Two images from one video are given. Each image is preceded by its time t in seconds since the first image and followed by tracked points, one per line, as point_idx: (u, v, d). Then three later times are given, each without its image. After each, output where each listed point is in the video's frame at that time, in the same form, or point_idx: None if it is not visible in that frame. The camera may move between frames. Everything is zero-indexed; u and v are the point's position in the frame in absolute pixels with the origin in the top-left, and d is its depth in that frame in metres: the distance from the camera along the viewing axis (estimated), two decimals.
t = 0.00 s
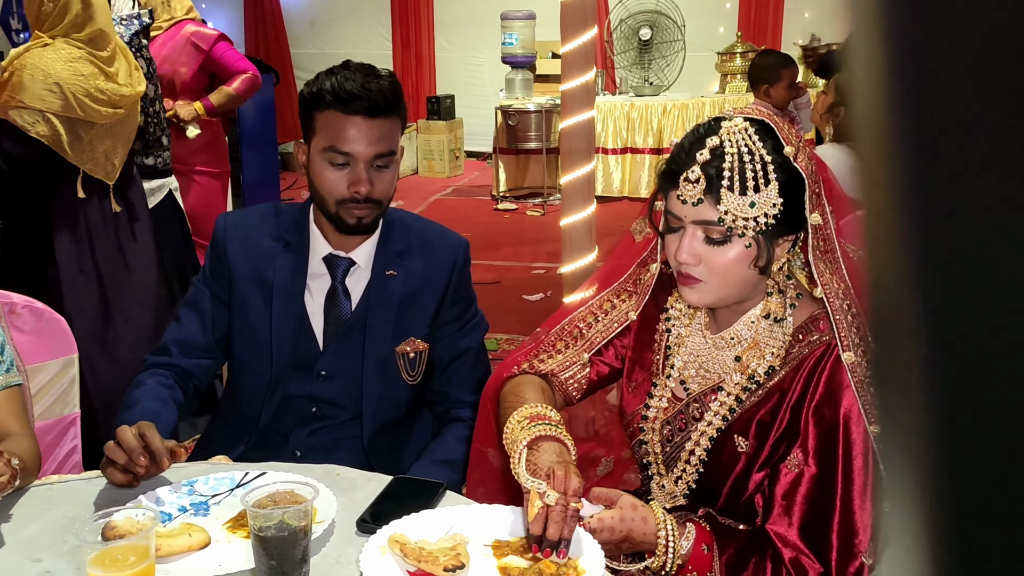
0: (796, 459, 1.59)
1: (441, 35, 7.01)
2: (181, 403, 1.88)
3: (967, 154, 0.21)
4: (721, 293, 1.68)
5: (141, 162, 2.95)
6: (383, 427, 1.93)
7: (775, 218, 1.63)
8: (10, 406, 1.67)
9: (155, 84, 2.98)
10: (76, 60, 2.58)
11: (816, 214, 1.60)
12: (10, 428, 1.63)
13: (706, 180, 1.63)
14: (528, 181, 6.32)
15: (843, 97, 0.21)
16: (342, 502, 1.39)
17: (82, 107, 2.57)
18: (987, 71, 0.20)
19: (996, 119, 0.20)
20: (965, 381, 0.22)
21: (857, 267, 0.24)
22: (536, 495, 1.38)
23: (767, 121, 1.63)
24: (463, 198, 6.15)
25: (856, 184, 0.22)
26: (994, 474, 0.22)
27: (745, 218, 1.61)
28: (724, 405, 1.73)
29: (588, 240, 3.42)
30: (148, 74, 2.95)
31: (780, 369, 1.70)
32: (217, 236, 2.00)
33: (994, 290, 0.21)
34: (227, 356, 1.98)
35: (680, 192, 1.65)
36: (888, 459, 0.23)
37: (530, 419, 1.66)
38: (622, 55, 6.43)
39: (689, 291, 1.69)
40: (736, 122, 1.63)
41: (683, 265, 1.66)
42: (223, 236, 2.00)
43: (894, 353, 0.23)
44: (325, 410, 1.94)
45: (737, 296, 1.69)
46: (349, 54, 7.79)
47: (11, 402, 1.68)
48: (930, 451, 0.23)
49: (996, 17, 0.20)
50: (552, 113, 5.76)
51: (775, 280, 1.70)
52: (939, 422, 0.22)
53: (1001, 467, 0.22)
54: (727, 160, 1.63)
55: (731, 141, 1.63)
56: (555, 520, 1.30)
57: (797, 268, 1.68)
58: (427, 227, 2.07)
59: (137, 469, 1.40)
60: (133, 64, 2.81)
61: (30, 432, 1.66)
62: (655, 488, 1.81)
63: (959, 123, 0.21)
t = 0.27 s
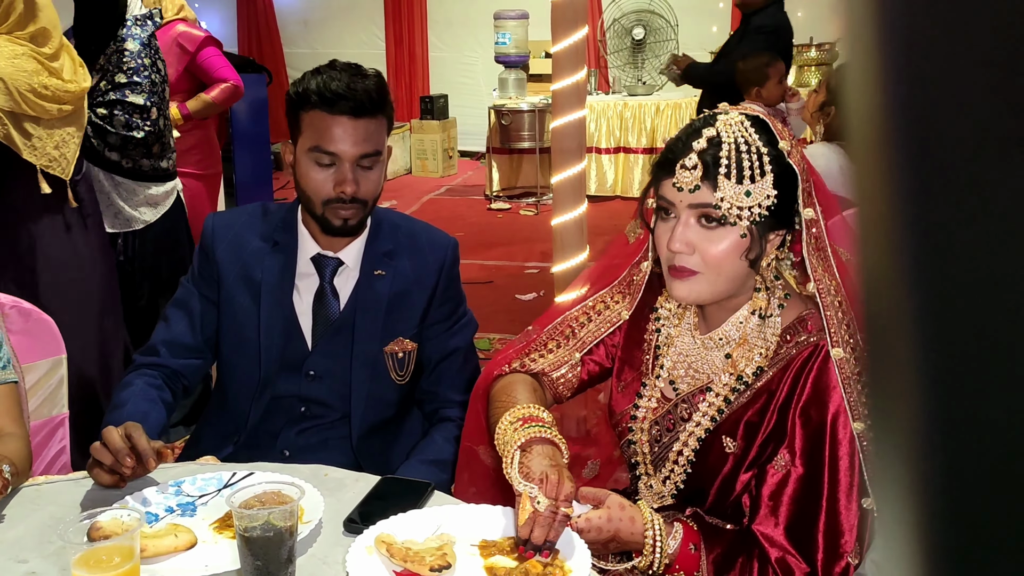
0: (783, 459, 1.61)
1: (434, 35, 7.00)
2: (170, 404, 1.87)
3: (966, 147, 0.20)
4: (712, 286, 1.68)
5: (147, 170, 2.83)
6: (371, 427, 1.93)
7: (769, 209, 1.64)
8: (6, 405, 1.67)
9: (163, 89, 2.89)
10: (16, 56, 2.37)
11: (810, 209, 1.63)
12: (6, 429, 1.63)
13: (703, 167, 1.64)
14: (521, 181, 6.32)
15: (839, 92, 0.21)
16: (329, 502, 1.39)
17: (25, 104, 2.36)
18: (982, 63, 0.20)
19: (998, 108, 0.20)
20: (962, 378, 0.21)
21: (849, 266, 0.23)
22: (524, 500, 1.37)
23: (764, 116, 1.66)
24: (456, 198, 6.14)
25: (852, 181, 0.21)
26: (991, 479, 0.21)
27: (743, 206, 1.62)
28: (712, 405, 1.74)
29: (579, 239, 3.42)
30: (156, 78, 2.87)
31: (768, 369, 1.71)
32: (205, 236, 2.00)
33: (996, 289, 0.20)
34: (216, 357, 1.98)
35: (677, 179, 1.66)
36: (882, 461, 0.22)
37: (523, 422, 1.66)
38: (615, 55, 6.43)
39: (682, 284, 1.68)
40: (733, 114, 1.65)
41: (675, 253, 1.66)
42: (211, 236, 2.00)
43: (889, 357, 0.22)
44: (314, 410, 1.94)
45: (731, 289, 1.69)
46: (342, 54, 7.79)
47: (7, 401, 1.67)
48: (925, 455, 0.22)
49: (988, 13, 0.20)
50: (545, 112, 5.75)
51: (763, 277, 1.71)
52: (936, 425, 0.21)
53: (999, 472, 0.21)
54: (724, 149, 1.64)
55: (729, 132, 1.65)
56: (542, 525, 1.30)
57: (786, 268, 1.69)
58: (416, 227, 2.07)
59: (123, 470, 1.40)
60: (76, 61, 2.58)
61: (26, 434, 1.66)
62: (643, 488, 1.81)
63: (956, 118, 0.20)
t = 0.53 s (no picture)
0: (774, 454, 1.60)
1: (430, 36, 7.01)
2: (166, 406, 1.88)
3: (960, 148, 0.20)
4: (698, 279, 1.68)
5: (144, 176, 2.81)
6: (366, 428, 1.94)
7: (751, 204, 1.64)
8: (9, 407, 1.67)
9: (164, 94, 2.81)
10: None
11: (795, 202, 1.63)
12: (8, 431, 1.63)
13: (684, 163, 1.65)
14: (518, 182, 6.33)
15: (835, 94, 0.21)
16: (323, 504, 1.39)
17: None
18: (970, 63, 0.20)
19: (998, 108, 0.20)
20: (955, 381, 0.21)
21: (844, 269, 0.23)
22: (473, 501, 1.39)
23: (746, 114, 1.65)
24: (453, 199, 6.15)
25: (847, 181, 0.21)
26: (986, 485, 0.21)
27: (724, 201, 1.62)
28: (704, 401, 1.73)
29: (574, 240, 3.43)
30: (160, 85, 2.78)
31: (760, 365, 1.70)
32: (200, 238, 2.00)
33: (993, 294, 0.20)
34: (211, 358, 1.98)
35: (658, 175, 1.66)
36: (874, 462, 0.22)
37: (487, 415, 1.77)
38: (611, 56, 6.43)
39: (665, 279, 1.70)
40: (716, 111, 1.65)
41: (658, 249, 1.68)
42: (205, 238, 2.00)
43: (881, 362, 0.22)
44: (308, 412, 1.94)
45: (716, 283, 1.69)
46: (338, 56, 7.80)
47: (11, 403, 1.67)
48: (917, 458, 0.22)
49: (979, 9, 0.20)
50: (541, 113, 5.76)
51: (751, 270, 1.70)
52: (927, 428, 0.21)
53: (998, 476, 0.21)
54: (705, 146, 1.64)
55: (710, 129, 1.64)
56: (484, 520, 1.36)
57: (774, 264, 1.69)
58: (410, 228, 2.07)
59: (117, 473, 1.40)
60: None
61: (29, 437, 1.66)
62: (637, 486, 1.81)
63: (948, 120, 0.20)
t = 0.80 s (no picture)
0: (732, 446, 1.67)
1: (429, 39, 7.02)
2: (165, 410, 1.88)
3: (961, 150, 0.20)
4: (654, 270, 1.77)
5: (96, 179, 2.81)
6: (365, 430, 1.94)
7: (698, 200, 1.69)
8: (10, 411, 1.67)
9: (122, 100, 2.77)
10: None
11: (752, 205, 1.66)
12: (8, 435, 1.63)
13: (643, 155, 1.75)
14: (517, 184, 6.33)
15: (830, 90, 0.20)
16: (322, 506, 1.40)
17: None
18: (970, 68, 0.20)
19: (998, 108, 0.20)
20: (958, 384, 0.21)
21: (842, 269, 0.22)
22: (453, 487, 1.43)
23: (715, 111, 1.69)
24: (452, 201, 6.16)
25: (844, 186, 0.20)
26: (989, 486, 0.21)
27: (672, 193, 1.70)
28: (679, 397, 1.77)
29: (573, 242, 3.44)
30: (117, 90, 2.74)
31: (731, 360, 1.75)
32: (199, 241, 2.01)
33: (991, 296, 0.20)
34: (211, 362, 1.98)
35: (625, 165, 1.78)
36: (875, 465, 0.22)
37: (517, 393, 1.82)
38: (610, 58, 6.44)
39: (628, 266, 1.80)
40: (686, 108, 1.71)
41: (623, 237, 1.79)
42: (205, 241, 2.00)
43: (881, 365, 0.21)
44: (308, 414, 1.94)
45: (671, 275, 1.77)
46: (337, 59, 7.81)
47: (12, 408, 1.67)
48: (916, 461, 0.22)
49: (973, 10, 0.20)
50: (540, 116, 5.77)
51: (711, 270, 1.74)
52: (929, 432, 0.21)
53: (995, 475, 0.21)
54: (664, 139, 1.72)
55: (674, 124, 1.71)
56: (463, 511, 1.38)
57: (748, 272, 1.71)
58: (409, 231, 2.08)
59: (117, 476, 1.40)
60: None
61: (29, 441, 1.66)
62: (618, 480, 1.83)
63: (948, 121, 0.20)
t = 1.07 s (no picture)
0: (701, 451, 1.67)
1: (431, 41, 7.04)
2: (167, 412, 1.89)
3: (961, 164, 0.19)
4: (614, 260, 1.84)
5: (55, 172, 2.81)
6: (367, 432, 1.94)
7: (647, 193, 1.75)
8: (13, 414, 1.67)
9: (79, 92, 2.81)
10: None
11: (706, 203, 1.70)
12: (10, 436, 1.63)
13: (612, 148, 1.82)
14: (519, 186, 6.35)
15: (829, 93, 0.19)
16: (325, 508, 1.40)
17: None
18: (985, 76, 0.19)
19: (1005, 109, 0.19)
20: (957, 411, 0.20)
21: (837, 289, 0.21)
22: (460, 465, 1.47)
23: (680, 110, 1.74)
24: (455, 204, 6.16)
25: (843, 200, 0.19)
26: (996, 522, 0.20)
27: (628, 184, 1.76)
28: (648, 394, 1.79)
29: (574, 245, 3.45)
30: (74, 82, 2.78)
31: (697, 360, 1.77)
32: (200, 244, 2.00)
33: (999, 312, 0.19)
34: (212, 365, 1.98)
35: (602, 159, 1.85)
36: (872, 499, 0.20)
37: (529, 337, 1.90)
38: (612, 60, 6.45)
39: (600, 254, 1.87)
40: (661, 106, 1.76)
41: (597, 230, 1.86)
42: (206, 244, 2.00)
43: (880, 384, 0.20)
44: (311, 416, 1.95)
45: (631, 266, 1.84)
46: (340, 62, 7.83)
47: (15, 410, 1.68)
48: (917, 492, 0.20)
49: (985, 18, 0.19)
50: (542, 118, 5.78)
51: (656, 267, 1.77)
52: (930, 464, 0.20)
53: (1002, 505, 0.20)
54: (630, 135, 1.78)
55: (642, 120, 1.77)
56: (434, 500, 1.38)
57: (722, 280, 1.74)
58: (411, 233, 2.08)
59: (120, 477, 1.41)
60: None
61: (32, 442, 1.66)
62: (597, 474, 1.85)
63: (957, 130, 0.19)
